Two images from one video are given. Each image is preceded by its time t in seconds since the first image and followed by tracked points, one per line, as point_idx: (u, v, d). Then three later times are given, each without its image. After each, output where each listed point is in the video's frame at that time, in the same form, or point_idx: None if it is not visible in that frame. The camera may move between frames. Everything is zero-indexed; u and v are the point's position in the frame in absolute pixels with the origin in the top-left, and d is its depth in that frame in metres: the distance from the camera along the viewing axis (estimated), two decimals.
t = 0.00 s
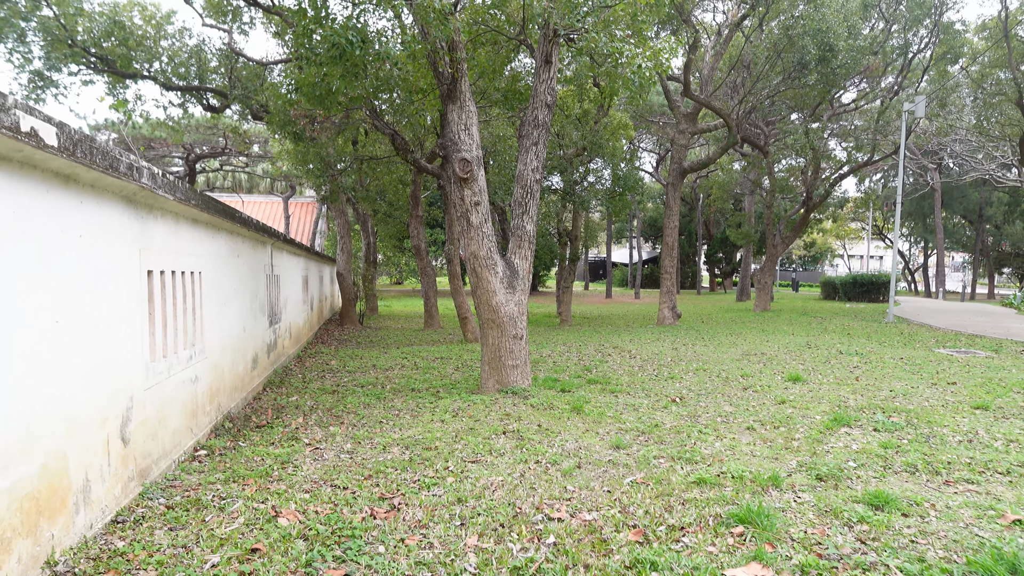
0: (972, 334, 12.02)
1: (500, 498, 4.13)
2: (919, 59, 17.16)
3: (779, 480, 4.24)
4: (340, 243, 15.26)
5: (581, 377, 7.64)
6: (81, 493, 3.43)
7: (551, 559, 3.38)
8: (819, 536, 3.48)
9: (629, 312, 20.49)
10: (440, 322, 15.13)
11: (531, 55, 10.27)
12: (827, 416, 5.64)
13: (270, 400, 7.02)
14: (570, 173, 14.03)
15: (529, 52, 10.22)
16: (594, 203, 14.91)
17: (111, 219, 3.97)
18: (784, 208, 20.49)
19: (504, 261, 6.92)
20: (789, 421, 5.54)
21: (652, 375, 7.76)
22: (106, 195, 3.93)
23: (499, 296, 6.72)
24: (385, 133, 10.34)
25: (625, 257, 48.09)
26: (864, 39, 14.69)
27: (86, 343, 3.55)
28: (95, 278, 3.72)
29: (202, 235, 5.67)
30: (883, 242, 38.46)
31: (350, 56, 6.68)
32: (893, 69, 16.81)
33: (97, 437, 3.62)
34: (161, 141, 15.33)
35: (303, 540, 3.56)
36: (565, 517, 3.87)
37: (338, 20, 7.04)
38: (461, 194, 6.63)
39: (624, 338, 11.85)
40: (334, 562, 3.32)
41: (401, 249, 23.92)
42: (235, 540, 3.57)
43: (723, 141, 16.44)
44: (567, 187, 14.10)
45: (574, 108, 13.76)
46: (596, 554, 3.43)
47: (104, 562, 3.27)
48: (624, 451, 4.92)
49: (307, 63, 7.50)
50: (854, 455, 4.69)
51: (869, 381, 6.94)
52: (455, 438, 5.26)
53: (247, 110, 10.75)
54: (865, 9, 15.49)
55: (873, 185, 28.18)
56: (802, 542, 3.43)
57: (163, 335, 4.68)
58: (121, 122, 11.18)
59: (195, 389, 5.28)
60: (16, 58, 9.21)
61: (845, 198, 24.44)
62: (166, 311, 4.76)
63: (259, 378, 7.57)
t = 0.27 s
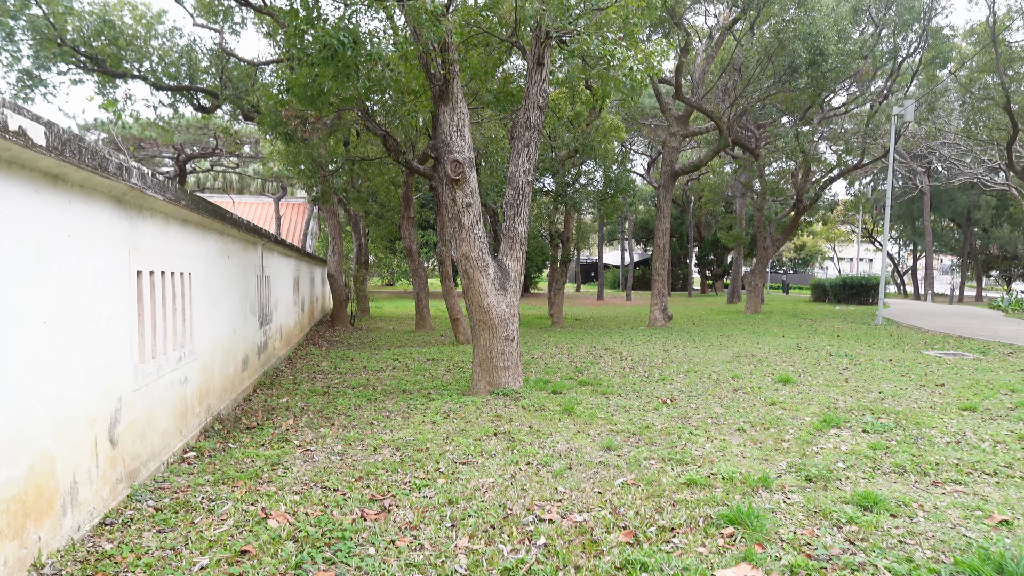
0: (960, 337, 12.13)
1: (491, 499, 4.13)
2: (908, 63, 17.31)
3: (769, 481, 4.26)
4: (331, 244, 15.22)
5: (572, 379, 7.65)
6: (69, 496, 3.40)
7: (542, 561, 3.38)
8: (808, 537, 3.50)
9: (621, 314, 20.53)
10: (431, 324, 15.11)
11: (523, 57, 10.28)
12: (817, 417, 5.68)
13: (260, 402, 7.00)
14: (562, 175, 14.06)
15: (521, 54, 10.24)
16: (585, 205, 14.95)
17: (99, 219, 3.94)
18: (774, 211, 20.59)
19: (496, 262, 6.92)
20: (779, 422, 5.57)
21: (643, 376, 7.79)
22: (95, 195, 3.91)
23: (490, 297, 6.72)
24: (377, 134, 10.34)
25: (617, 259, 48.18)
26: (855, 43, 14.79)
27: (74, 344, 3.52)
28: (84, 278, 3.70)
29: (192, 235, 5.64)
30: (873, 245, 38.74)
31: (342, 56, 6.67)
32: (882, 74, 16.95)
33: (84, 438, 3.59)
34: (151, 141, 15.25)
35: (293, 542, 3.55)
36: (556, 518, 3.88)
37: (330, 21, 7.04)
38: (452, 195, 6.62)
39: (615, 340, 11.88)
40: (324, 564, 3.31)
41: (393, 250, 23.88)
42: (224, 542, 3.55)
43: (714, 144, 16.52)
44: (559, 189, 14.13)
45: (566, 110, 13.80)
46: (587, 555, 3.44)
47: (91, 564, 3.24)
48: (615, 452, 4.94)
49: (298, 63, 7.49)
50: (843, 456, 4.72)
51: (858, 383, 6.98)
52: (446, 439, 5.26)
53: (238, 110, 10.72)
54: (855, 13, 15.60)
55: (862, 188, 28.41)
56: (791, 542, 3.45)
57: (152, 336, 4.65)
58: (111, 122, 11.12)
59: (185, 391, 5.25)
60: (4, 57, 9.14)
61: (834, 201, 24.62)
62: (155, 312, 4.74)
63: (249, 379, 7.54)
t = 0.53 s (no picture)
0: (949, 339, 12.22)
1: (482, 501, 4.13)
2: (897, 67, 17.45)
3: (758, 482, 4.28)
4: (323, 245, 15.17)
5: (564, 381, 7.65)
6: (55, 498, 3.37)
7: (531, 563, 3.38)
8: (797, 538, 3.52)
9: (611, 316, 20.59)
10: (422, 325, 15.09)
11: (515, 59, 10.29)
12: (807, 419, 5.70)
13: (251, 403, 6.97)
14: (554, 177, 14.08)
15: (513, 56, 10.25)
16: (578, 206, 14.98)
17: (87, 220, 3.91)
18: (766, 214, 20.69)
19: (488, 264, 6.92)
20: (770, 424, 5.59)
21: (634, 378, 7.80)
22: (83, 196, 3.88)
23: (481, 299, 6.72)
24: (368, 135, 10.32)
25: (609, 261, 48.26)
26: (845, 47, 14.88)
27: (60, 345, 3.49)
28: (70, 279, 3.66)
29: (182, 236, 5.62)
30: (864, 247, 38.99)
31: (333, 57, 6.66)
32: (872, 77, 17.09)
33: (71, 441, 3.55)
34: (141, 142, 15.16)
35: (282, 545, 3.54)
36: (546, 520, 3.88)
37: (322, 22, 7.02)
38: (444, 197, 6.62)
39: (606, 342, 11.90)
40: (312, 567, 3.29)
41: (385, 252, 23.84)
42: (213, 545, 3.54)
43: (706, 146, 16.59)
44: (551, 190, 14.15)
45: (558, 113, 13.83)
46: (578, 557, 3.44)
47: (78, 568, 3.22)
48: (606, 454, 4.94)
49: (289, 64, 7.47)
50: (832, 458, 4.74)
51: (847, 385, 7.02)
52: (437, 441, 5.25)
53: (229, 110, 10.67)
54: (845, 17, 15.71)
55: (852, 191, 28.62)
56: (781, 543, 3.46)
57: (141, 338, 4.63)
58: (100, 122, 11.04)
59: (174, 392, 5.22)
60: None
61: (825, 203, 24.77)
62: (144, 314, 4.71)
63: (240, 381, 7.52)
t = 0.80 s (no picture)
0: (936, 341, 12.33)
1: (471, 503, 4.12)
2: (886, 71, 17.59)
3: (747, 483, 4.30)
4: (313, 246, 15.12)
5: (554, 382, 7.65)
6: (39, 501, 3.33)
7: (520, 565, 3.38)
8: (784, 539, 3.53)
9: (602, 318, 20.63)
10: (413, 326, 15.06)
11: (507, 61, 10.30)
12: (795, 421, 5.73)
13: (239, 405, 6.93)
14: (545, 178, 14.10)
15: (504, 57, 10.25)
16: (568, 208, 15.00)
17: (73, 220, 3.87)
18: (756, 216, 20.79)
19: (478, 265, 6.92)
20: (758, 425, 5.62)
21: (624, 380, 7.82)
22: (68, 195, 3.84)
23: (472, 300, 6.71)
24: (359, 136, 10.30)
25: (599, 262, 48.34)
26: (833, 51, 14.98)
27: (44, 346, 3.45)
28: (55, 280, 3.62)
29: (170, 236, 5.58)
30: (852, 249, 39.29)
31: (323, 57, 6.64)
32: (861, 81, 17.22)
33: (56, 443, 3.52)
34: (129, 141, 15.04)
35: (269, 547, 3.52)
36: (535, 522, 3.88)
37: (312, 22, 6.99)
38: (434, 198, 6.61)
39: (597, 343, 11.91)
40: (300, 569, 3.28)
41: (375, 253, 23.78)
42: (199, 547, 3.51)
43: (696, 148, 16.65)
44: (542, 192, 14.16)
45: (549, 114, 13.86)
46: (566, 559, 3.44)
47: (61, 571, 3.18)
48: (595, 455, 4.95)
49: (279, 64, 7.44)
50: (820, 459, 4.77)
51: (835, 387, 7.07)
52: (426, 442, 5.24)
53: (219, 110, 10.63)
54: (834, 21, 15.83)
55: (841, 194, 28.83)
56: (768, 545, 3.48)
57: (127, 339, 4.59)
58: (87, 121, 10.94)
59: (161, 394, 5.19)
60: None
61: (814, 206, 24.94)
62: (130, 315, 4.68)
63: (228, 383, 7.48)
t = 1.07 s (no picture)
0: (923, 342, 12.42)
1: (460, 505, 4.12)
2: (874, 74, 17.73)
3: (735, 484, 4.31)
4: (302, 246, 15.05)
5: (544, 384, 7.65)
6: (23, 504, 3.29)
7: (508, 567, 3.38)
8: (773, 540, 3.55)
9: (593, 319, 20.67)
10: (403, 327, 15.01)
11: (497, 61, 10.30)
12: (783, 421, 5.77)
13: (227, 406, 6.89)
14: (536, 179, 14.11)
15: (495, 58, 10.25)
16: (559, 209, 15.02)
17: (58, 220, 3.83)
18: (745, 217, 20.90)
19: (468, 266, 6.91)
20: (747, 426, 5.64)
21: (614, 381, 7.83)
22: (54, 195, 3.80)
23: (462, 301, 6.70)
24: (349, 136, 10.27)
25: (590, 263, 48.40)
26: (822, 53, 15.09)
27: (29, 347, 3.41)
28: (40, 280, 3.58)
29: (157, 237, 5.54)
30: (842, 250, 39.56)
31: (313, 57, 6.63)
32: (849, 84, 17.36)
33: (40, 445, 3.48)
34: (116, 141, 14.91)
35: (257, 550, 3.50)
36: (524, 524, 3.88)
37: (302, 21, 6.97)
38: (424, 199, 6.60)
39: (587, 344, 11.93)
40: (287, 572, 3.25)
41: (366, 253, 23.71)
42: (185, 550, 3.49)
43: (686, 150, 16.72)
44: (533, 193, 14.18)
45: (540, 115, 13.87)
46: (555, 560, 3.44)
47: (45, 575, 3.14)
48: (585, 457, 4.96)
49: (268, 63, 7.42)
50: (808, 460, 4.80)
51: (823, 387, 7.11)
52: (416, 444, 5.23)
53: (207, 110, 10.56)
54: (823, 24, 15.94)
55: (830, 196, 29.06)
56: (757, 546, 3.49)
57: (114, 340, 4.56)
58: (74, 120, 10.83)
59: (148, 395, 5.15)
60: None
61: (803, 208, 25.11)
62: (117, 316, 4.64)
63: (216, 384, 7.43)
